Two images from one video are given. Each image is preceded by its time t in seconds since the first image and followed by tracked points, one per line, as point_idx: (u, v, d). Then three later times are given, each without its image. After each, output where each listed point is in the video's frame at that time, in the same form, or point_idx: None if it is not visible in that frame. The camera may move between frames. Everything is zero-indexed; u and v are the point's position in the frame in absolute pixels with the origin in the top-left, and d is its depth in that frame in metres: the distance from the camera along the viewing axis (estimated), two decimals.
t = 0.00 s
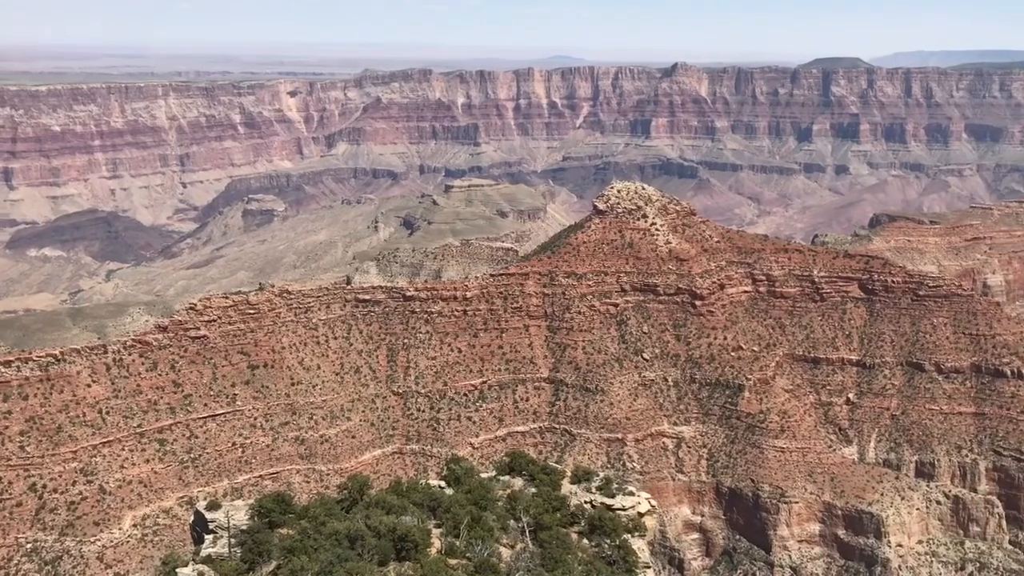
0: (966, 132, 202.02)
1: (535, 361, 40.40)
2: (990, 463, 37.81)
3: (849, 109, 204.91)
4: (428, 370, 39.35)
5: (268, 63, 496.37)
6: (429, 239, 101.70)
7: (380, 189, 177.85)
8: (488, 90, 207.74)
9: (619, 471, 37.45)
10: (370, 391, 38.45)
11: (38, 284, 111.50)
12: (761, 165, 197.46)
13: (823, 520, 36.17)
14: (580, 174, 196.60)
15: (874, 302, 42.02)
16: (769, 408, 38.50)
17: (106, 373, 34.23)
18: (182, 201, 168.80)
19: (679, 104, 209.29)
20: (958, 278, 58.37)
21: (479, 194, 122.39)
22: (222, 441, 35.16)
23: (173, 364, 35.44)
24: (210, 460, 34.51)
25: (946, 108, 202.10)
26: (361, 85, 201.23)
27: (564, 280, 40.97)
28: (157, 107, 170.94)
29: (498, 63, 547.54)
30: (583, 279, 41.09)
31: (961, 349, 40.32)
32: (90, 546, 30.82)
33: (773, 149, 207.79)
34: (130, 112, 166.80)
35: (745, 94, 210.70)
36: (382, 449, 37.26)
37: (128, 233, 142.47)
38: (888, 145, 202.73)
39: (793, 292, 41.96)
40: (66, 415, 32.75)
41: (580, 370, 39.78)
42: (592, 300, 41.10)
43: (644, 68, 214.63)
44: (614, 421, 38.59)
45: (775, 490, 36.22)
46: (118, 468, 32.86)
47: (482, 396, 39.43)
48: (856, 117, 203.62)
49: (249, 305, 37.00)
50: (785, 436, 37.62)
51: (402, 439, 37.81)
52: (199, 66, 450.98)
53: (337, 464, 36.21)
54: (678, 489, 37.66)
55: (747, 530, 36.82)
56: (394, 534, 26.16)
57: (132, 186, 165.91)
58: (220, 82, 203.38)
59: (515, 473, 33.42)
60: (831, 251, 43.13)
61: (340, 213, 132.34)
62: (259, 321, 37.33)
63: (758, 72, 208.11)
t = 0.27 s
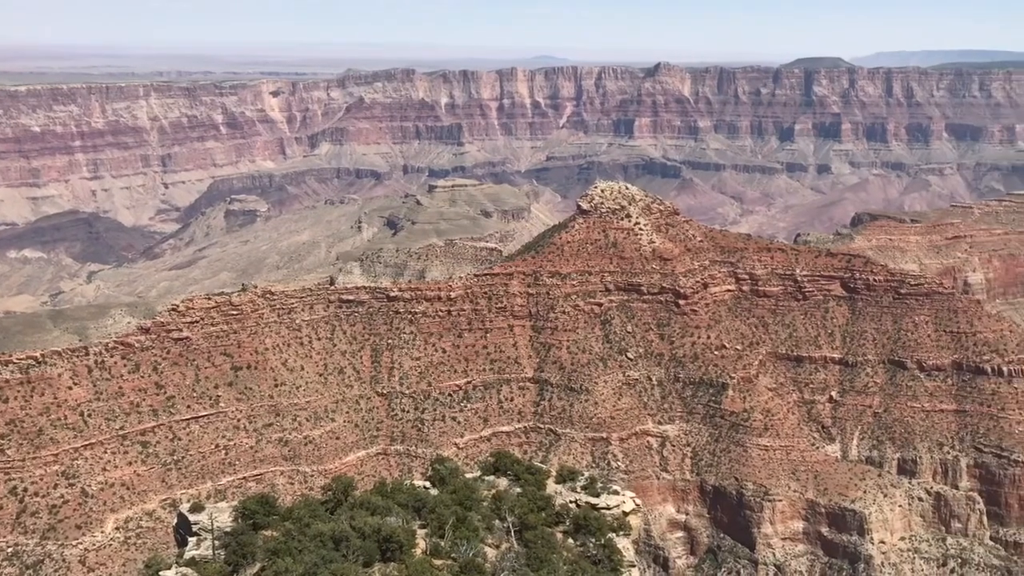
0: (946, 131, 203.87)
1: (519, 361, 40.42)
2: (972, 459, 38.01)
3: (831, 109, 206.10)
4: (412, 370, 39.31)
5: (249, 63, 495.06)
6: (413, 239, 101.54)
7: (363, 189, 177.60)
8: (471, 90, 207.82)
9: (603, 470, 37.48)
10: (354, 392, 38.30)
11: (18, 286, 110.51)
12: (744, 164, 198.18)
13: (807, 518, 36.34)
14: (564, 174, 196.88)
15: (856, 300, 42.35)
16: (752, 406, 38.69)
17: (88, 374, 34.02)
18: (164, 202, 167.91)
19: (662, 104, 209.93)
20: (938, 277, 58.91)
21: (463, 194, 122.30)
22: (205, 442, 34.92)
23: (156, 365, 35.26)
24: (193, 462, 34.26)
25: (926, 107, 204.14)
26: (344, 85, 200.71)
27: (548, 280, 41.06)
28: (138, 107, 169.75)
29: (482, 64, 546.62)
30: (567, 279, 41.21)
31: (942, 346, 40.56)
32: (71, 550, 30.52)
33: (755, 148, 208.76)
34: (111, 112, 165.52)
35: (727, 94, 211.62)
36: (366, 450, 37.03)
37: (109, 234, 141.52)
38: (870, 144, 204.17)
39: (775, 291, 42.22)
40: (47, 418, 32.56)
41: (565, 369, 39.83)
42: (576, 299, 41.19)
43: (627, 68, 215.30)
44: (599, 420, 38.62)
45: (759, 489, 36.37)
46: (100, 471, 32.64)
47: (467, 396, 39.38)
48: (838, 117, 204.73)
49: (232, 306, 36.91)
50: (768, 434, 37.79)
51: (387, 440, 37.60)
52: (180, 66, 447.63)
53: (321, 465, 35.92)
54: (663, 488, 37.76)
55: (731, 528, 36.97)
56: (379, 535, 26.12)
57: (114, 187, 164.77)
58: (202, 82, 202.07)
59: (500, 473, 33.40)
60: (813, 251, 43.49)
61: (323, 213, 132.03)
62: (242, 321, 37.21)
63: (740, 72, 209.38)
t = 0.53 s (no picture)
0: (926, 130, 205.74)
1: (504, 360, 40.44)
2: (952, 456, 38.26)
3: (812, 108, 207.25)
4: (396, 370, 39.21)
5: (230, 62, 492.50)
6: (396, 239, 101.32)
7: (346, 189, 177.23)
8: (454, 89, 207.66)
9: (588, 468, 37.52)
10: (337, 392, 38.14)
11: None
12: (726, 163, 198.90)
13: (790, 515, 36.52)
14: (547, 173, 197.01)
15: (838, 298, 42.67)
16: (735, 404, 38.85)
17: (69, 376, 33.81)
18: (145, 202, 166.75)
19: (644, 103, 210.47)
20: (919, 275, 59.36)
21: (446, 193, 122.14)
22: (188, 444, 34.68)
23: (137, 367, 35.05)
24: (175, 464, 34.02)
25: (906, 106, 206.23)
26: (326, 84, 199.78)
27: (531, 279, 41.14)
28: (118, 107, 168.44)
29: (465, 63, 545.90)
30: (550, 278, 41.30)
31: (923, 343, 40.86)
32: (52, 553, 30.24)
33: (737, 147, 209.61)
34: (91, 112, 164.14)
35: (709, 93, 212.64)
36: (350, 451, 36.81)
37: (90, 235, 140.47)
38: (851, 143, 205.49)
39: (758, 290, 42.48)
40: (27, 420, 32.33)
41: (549, 368, 39.85)
42: (560, 298, 41.26)
43: (610, 67, 215.81)
44: (583, 419, 38.63)
45: (743, 486, 36.51)
46: (81, 473, 32.39)
47: (451, 396, 39.32)
48: (819, 116, 205.83)
49: (214, 306, 36.76)
50: (751, 432, 38.00)
51: (371, 440, 37.40)
52: (162, 65, 444.29)
53: (305, 466, 35.68)
54: (647, 486, 37.85)
55: (715, 526, 37.11)
56: (363, 536, 26.08)
57: (94, 187, 163.48)
58: (183, 82, 200.82)
59: (485, 473, 33.39)
60: (795, 249, 43.80)
61: (305, 213, 131.60)
62: (224, 323, 37.03)
63: (721, 71, 210.85)
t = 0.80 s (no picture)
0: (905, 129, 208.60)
1: (487, 359, 40.48)
2: (933, 452, 38.55)
3: (793, 107, 208.38)
4: (379, 370, 39.15)
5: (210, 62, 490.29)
6: (379, 238, 101.09)
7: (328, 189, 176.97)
8: (436, 89, 207.59)
9: (572, 467, 37.59)
10: (320, 392, 38.01)
11: None
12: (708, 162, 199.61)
13: (773, 512, 36.72)
14: (530, 172, 197.15)
15: (819, 296, 43.03)
16: (718, 401, 39.02)
17: (49, 378, 33.61)
18: (126, 202, 165.51)
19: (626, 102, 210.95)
20: (899, 272, 59.85)
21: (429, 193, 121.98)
22: (170, 445, 34.51)
23: (118, 368, 34.85)
24: (157, 466, 33.83)
25: (886, 105, 208.77)
26: (307, 83, 198.96)
27: (514, 278, 41.20)
28: (98, 106, 167.09)
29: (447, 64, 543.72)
30: (533, 277, 41.39)
31: (904, 341, 41.19)
32: (32, 556, 30.02)
33: (719, 147, 210.43)
34: (70, 112, 162.69)
35: (691, 92, 213.52)
36: (333, 451, 36.68)
37: (69, 235, 139.42)
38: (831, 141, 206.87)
39: (740, 288, 42.72)
40: (7, 423, 32.10)
41: (533, 367, 39.90)
42: (543, 297, 41.33)
43: (592, 67, 216.36)
44: (566, 418, 38.73)
45: (725, 483, 36.69)
46: (62, 476, 32.18)
47: (434, 396, 39.30)
48: (799, 115, 207.09)
49: (196, 307, 36.60)
50: (734, 429, 38.18)
51: (354, 440, 37.28)
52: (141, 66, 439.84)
53: (288, 467, 35.52)
54: (630, 484, 37.95)
55: (698, 523, 37.28)
56: (347, 536, 26.04)
57: (74, 187, 162.11)
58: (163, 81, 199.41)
59: (468, 472, 33.38)
60: (777, 248, 44.14)
61: (287, 213, 131.14)
62: (206, 323, 36.88)
63: (703, 70, 212.55)
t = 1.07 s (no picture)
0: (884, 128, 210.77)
1: (470, 360, 40.47)
2: (913, 449, 38.82)
3: (773, 107, 209.53)
4: (362, 371, 39.02)
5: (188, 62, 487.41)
6: (360, 238, 100.72)
7: (309, 189, 176.95)
8: (417, 88, 207.08)
9: (555, 467, 37.61)
10: (302, 393, 37.81)
11: None
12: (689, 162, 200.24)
13: (755, 510, 36.89)
14: (512, 172, 197.14)
15: (800, 295, 43.30)
16: (700, 400, 39.11)
17: (28, 381, 33.30)
18: (105, 203, 164.08)
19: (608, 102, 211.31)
20: (879, 270, 60.28)
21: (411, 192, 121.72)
22: (150, 447, 34.25)
23: (98, 370, 34.57)
24: (138, 468, 33.58)
25: (865, 105, 211.11)
26: (288, 83, 198.27)
27: (497, 278, 41.21)
28: (76, 106, 165.54)
29: (429, 64, 541.33)
30: (516, 277, 41.40)
31: (884, 340, 41.50)
32: (11, 561, 29.76)
33: (700, 146, 211.22)
34: (48, 111, 161.06)
35: (672, 92, 214.25)
36: (315, 452, 36.51)
37: (47, 236, 138.36)
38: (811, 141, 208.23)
39: (722, 287, 42.91)
40: None
41: (515, 367, 39.92)
42: (526, 297, 41.34)
43: (573, 67, 216.62)
44: (549, 417, 38.76)
45: (708, 482, 36.80)
46: (41, 479, 31.89)
47: (417, 396, 39.24)
48: (779, 115, 208.25)
49: (176, 307, 36.33)
50: (716, 428, 38.30)
51: (336, 441, 37.13)
52: (119, 65, 435.73)
53: (270, 468, 35.35)
54: (613, 483, 38.01)
55: (681, 522, 37.40)
56: (330, 538, 25.91)
57: (52, 188, 160.54)
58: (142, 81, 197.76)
59: (452, 472, 33.31)
60: (758, 247, 44.38)
61: (268, 213, 130.60)
62: (186, 324, 36.62)
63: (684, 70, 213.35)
